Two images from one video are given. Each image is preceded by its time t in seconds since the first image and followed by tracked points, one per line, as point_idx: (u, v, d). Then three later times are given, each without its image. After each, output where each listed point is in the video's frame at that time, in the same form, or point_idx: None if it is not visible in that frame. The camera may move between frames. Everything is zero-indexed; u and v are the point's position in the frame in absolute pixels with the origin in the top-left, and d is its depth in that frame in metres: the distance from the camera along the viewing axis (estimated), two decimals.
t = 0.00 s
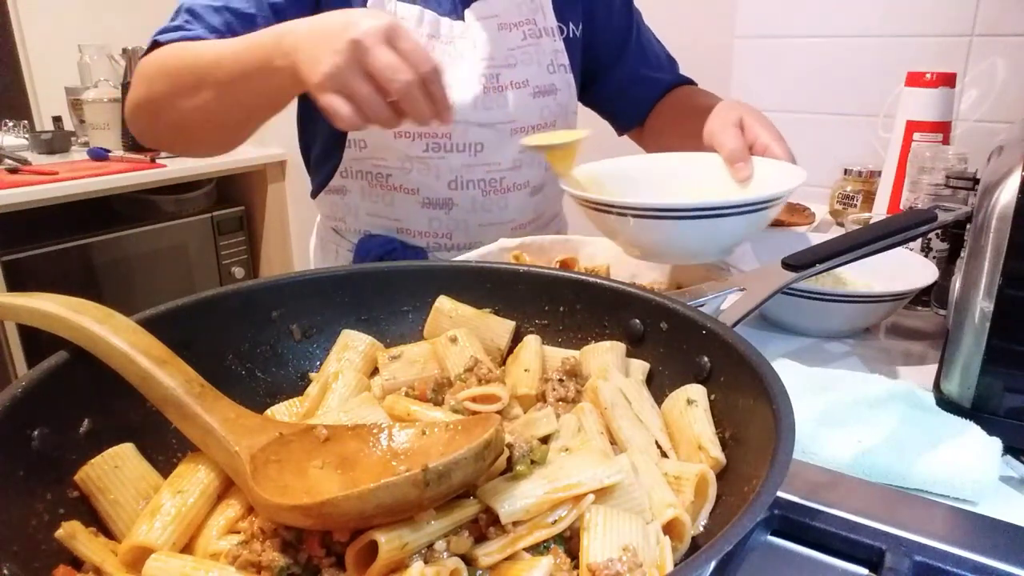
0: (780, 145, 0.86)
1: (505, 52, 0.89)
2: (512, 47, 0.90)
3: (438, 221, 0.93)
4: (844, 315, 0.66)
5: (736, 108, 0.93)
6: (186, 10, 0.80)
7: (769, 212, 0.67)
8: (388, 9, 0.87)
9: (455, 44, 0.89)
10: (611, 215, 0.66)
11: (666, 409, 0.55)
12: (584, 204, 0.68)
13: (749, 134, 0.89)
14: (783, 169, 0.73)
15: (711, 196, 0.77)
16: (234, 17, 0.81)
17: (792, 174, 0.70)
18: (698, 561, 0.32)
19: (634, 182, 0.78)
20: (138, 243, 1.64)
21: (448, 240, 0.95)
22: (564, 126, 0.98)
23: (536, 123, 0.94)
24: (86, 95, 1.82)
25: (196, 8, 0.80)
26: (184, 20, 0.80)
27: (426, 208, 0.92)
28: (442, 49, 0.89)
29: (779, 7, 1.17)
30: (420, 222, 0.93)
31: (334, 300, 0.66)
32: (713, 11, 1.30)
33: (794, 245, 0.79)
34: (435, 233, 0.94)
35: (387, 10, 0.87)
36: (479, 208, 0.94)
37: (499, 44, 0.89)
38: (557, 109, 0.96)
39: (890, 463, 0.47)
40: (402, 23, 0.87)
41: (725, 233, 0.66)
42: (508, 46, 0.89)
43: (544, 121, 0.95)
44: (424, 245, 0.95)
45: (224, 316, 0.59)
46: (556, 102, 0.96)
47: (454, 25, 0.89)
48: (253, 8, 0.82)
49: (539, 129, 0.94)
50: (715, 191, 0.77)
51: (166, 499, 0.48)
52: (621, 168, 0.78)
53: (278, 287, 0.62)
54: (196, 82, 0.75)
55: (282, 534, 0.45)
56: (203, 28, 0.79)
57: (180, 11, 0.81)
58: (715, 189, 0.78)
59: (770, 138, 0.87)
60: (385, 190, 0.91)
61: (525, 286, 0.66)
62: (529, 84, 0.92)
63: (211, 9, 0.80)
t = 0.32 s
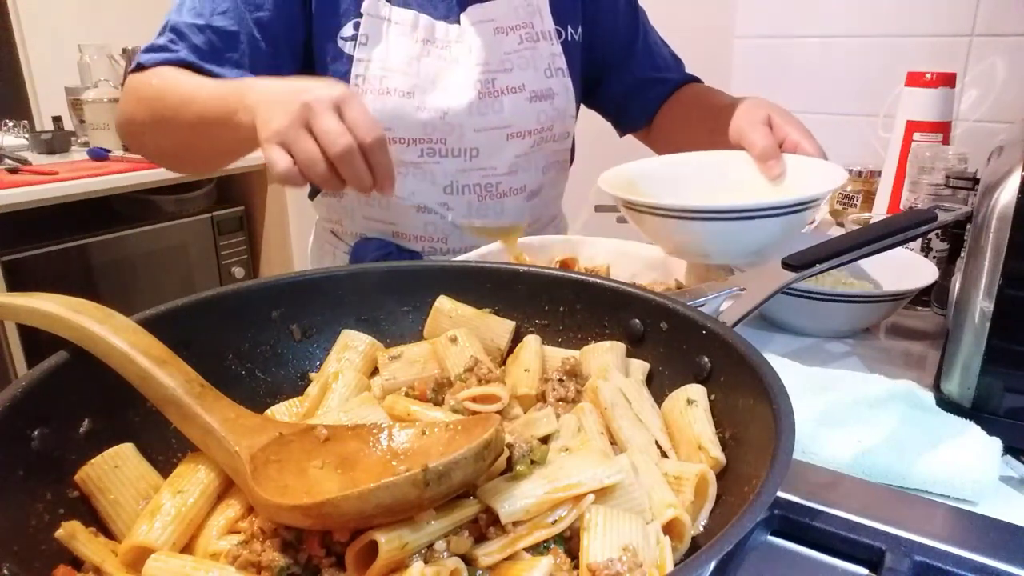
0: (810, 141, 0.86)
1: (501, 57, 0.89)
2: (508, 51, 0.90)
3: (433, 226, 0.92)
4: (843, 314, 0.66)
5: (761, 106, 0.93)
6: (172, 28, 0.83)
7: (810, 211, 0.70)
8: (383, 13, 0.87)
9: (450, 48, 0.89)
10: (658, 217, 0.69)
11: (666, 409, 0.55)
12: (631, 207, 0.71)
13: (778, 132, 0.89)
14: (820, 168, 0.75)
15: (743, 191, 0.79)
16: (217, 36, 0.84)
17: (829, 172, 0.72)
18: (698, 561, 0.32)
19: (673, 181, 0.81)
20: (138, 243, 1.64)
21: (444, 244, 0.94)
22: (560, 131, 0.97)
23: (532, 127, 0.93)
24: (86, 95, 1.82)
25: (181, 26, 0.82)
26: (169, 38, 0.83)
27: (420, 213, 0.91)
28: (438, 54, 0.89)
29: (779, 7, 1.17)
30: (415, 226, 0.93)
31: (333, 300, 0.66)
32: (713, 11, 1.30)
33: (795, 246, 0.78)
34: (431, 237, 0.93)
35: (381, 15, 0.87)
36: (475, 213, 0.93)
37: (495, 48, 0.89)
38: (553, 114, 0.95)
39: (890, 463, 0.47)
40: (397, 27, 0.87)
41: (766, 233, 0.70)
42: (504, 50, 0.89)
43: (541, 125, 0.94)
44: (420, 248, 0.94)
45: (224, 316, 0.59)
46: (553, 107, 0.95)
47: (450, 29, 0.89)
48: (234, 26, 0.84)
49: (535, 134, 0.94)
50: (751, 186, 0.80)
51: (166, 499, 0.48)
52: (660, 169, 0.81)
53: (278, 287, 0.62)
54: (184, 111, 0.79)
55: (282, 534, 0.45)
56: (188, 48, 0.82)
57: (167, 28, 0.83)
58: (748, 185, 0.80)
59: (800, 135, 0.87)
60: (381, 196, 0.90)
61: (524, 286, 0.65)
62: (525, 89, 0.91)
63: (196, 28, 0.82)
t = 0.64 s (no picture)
0: (819, 125, 0.87)
1: (503, 60, 0.89)
2: (511, 54, 0.90)
3: (438, 229, 0.93)
4: (843, 315, 0.66)
5: (770, 92, 0.94)
6: (172, 37, 0.81)
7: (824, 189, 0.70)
8: (385, 16, 0.87)
9: (453, 51, 0.88)
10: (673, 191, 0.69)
11: (666, 409, 0.55)
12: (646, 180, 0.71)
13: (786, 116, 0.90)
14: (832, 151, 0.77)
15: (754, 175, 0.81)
16: (218, 44, 0.82)
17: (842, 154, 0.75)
18: (698, 561, 0.32)
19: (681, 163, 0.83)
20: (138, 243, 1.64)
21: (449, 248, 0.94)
22: (563, 133, 0.98)
23: (536, 130, 0.93)
24: (86, 96, 1.81)
25: (181, 35, 0.81)
26: (169, 47, 0.81)
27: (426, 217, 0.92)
28: (440, 57, 0.88)
29: (779, 7, 1.17)
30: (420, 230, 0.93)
31: (333, 300, 0.66)
32: (713, 11, 1.30)
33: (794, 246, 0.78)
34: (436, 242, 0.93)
35: (384, 18, 0.87)
36: (479, 217, 0.94)
37: (498, 51, 0.89)
38: (556, 117, 0.96)
39: (890, 463, 0.47)
40: (400, 31, 0.87)
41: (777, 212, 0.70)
42: (506, 53, 0.89)
43: (544, 128, 0.94)
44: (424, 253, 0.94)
45: (224, 316, 0.59)
46: (556, 110, 0.95)
47: (452, 32, 0.88)
48: (236, 34, 0.83)
49: (539, 136, 0.94)
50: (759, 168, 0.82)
51: (166, 499, 0.48)
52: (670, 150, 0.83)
53: (278, 288, 0.62)
54: (182, 129, 0.78)
55: (282, 534, 0.45)
56: (188, 58, 0.81)
57: (166, 37, 0.82)
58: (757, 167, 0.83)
59: (809, 118, 0.88)
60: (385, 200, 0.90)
61: (524, 285, 0.65)
62: (529, 92, 0.91)
63: (197, 37, 0.81)
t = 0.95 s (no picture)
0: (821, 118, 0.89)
1: (515, 65, 0.90)
2: (522, 58, 0.90)
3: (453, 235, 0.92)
4: (844, 315, 0.66)
5: (768, 87, 0.95)
6: (196, 44, 0.74)
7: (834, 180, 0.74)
8: (400, 23, 0.84)
9: (466, 58, 0.88)
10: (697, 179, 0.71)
11: (666, 409, 0.55)
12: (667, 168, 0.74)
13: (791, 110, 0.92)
14: (838, 143, 0.81)
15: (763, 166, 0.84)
16: (247, 50, 0.76)
17: (849, 146, 0.78)
18: (698, 561, 0.32)
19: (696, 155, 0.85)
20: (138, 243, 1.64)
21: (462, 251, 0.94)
22: (571, 134, 0.98)
23: (547, 134, 0.94)
24: (86, 96, 1.81)
25: (206, 41, 0.74)
26: (195, 56, 0.74)
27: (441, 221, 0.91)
28: (455, 65, 0.87)
29: (779, 7, 1.17)
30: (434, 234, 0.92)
31: (333, 300, 0.66)
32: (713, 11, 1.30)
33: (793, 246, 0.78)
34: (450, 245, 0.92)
35: (399, 24, 0.84)
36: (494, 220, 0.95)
37: (510, 56, 0.89)
38: (566, 119, 0.96)
39: (890, 463, 0.47)
40: (415, 38, 0.85)
41: (797, 200, 0.73)
42: (519, 58, 0.90)
43: (555, 131, 0.95)
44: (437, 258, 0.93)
45: (224, 316, 0.59)
46: (567, 112, 0.95)
47: (464, 39, 0.88)
48: (266, 39, 0.77)
49: (551, 139, 0.94)
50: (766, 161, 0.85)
51: (166, 499, 0.48)
52: (687, 143, 0.85)
53: (278, 288, 0.62)
54: (222, 152, 0.70)
55: (282, 534, 0.45)
56: (218, 65, 0.74)
57: (188, 45, 0.74)
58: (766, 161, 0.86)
59: (812, 112, 0.90)
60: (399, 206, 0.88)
61: (524, 285, 0.65)
62: (542, 97, 0.92)
63: (225, 42, 0.74)
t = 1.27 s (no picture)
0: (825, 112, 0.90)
1: (528, 67, 0.90)
2: (535, 61, 0.90)
3: (469, 235, 0.94)
4: (845, 316, 0.66)
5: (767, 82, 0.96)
6: (234, 49, 0.73)
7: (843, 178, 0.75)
8: (419, 26, 0.84)
9: (482, 61, 0.88)
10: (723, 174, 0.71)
11: (666, 409, 0.55)
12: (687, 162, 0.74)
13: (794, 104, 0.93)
14: (846, 136, 0.82)
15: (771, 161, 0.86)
16: (286, 54, 0.75)
17: (854, 143, 0.80)
18: (698, 561, 0.32)
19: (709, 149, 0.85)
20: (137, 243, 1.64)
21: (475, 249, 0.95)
22: (576, 133, 1.00)
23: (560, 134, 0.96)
24: (87, 96, 1.82)
25: (245, 45, 0.73)
26: (235, 61, 0.73)
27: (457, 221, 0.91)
28: (472, 68, 0.88)
29: (780, 7, 1.17)
30: (449, 234, 0.93)
31: (333, 300, 0.66)
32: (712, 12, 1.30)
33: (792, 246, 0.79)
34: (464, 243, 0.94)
35: (418, 28, 0.84)
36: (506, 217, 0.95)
37: (523, 59, 0.89)
38: (575, 120, 0.97)
39: (890, 463, 0.47)
40: (433, 41, 0.85)
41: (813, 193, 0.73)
42: (531, 60, 0.90)
43: (565, 132, 0.97)
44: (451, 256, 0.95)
45: (224, 316, 0.59)
46: (576, 113, 0.96)
47: (478, 43, 0.88)
48: (301, 41, 0.76)
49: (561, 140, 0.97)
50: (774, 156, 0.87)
51: (166, 499, 0.48)
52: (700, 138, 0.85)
53: (278, 287, 0.62)
54: (281, 156, 0.68)
55: (282, 534, 0.45)
56: (260, 70, 0.73)
57: (227, 49, 0.73)
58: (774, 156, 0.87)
59: (816, 105, 0.91)
60: (416, 208, 0.89)
61: (524, 286, 0.65)
62: (554, 98, 0.92)
63: (263, 45, 0.73)
